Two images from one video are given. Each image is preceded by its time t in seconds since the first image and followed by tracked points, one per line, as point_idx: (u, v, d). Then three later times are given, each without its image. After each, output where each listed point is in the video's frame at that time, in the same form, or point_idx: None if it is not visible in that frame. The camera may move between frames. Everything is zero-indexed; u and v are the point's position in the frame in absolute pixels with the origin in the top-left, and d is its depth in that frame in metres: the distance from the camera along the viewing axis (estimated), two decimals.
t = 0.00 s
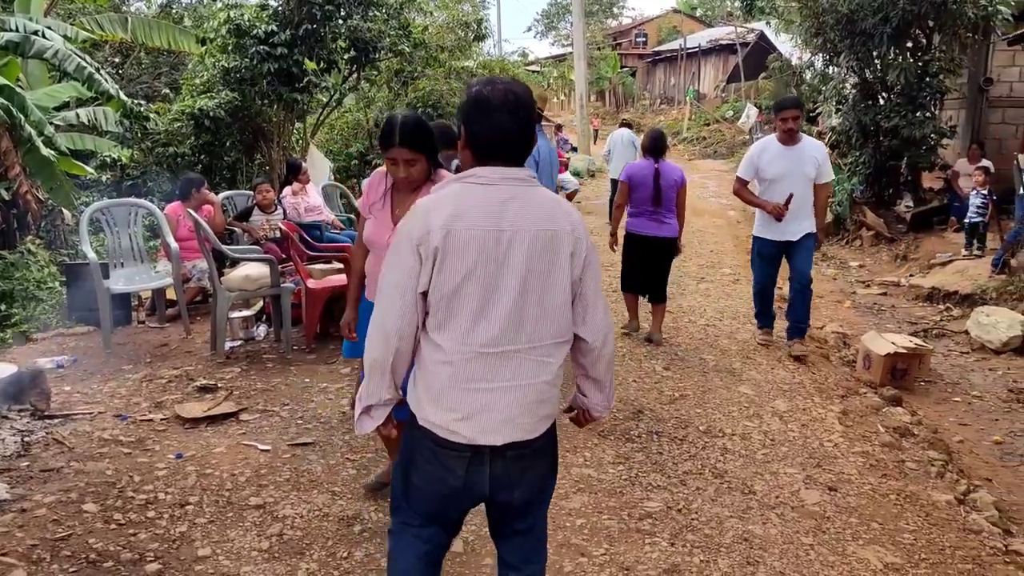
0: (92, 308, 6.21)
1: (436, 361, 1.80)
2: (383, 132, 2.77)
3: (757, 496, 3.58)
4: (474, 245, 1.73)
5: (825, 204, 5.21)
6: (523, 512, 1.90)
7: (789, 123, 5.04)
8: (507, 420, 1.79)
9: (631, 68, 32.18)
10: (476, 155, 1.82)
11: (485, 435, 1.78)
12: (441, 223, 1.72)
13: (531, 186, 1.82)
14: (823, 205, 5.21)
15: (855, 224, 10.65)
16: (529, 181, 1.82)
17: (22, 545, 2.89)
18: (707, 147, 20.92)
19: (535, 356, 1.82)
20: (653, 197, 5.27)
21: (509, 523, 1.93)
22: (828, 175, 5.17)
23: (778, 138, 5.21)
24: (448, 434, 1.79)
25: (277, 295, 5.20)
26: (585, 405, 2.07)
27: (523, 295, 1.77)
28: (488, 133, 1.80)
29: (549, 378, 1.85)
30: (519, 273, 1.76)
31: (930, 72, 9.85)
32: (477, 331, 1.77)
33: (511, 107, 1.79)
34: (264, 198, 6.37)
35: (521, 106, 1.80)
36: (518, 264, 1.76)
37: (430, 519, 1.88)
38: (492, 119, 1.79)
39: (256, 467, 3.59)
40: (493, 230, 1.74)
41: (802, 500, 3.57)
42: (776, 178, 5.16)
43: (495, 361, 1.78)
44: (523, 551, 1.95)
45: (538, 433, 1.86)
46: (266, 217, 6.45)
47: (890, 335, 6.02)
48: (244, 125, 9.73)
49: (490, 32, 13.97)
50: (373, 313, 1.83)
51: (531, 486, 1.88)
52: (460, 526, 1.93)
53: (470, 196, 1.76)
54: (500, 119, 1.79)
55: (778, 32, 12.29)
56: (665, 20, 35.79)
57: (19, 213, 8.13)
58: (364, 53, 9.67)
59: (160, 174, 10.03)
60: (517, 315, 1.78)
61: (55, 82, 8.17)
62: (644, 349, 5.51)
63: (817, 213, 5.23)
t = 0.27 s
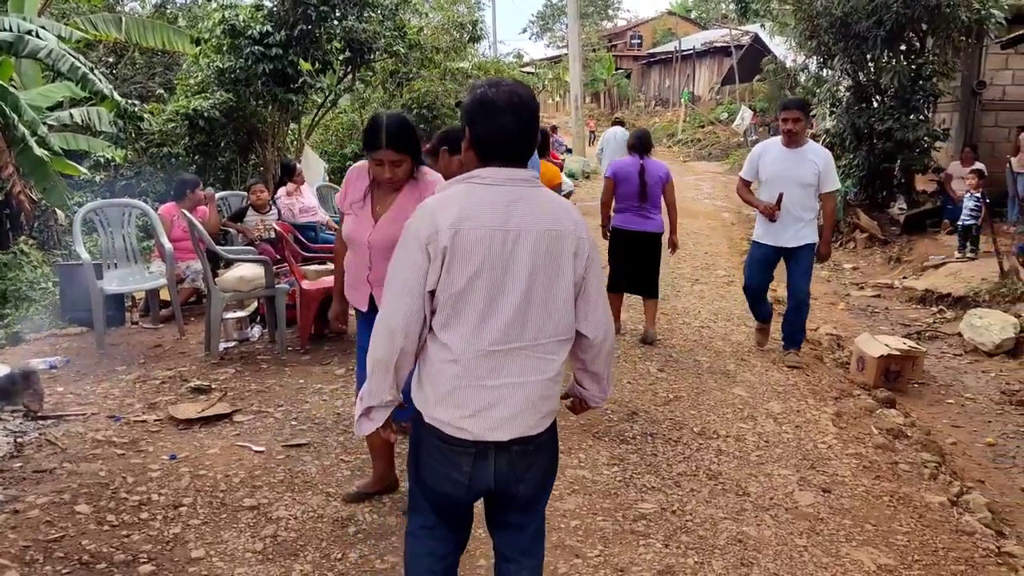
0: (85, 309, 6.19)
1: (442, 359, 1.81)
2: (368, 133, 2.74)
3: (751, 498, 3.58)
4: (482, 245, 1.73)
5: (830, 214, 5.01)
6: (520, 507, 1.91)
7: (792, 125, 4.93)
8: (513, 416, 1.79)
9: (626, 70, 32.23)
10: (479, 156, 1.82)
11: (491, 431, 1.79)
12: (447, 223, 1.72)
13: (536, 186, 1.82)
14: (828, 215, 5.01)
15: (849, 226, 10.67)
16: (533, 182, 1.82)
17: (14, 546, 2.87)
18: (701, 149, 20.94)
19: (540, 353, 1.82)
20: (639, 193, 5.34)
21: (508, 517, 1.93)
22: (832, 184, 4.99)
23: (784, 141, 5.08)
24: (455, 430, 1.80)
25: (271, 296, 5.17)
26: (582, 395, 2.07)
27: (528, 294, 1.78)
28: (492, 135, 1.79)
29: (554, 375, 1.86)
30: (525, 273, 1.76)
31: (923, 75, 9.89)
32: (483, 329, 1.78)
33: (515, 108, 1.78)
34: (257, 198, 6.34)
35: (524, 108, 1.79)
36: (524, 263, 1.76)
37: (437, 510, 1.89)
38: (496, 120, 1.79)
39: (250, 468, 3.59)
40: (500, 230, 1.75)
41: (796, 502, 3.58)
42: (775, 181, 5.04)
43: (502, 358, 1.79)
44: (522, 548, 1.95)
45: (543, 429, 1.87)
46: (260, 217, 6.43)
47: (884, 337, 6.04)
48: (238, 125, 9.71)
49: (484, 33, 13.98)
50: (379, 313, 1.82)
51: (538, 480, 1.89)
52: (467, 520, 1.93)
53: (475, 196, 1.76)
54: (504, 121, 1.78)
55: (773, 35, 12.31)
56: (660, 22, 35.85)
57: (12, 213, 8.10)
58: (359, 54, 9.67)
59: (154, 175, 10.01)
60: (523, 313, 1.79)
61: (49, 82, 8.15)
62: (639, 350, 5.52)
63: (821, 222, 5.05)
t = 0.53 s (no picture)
0: (80, 310, 6.18)
1: (428, 364, 1.80)
2: (349, 140, 2.74)
3: (747, 500, 3.59)
4: (464, 249, 1.73)
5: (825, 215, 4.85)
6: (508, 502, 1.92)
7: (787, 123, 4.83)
8: (499, 414, 1.81)
9: (622, 72, 32.26)
10: (452, 160, 1.82)
11: (479, 429, 1.81)
12: (428, 230, 1.72)
13: (511, 187, 1.83)
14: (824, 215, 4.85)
15: (844, 228, 10.69)
16: (507, 182, 1.83)
17: (8, 548, 2.86)
18: (697, 150, 20.96)
19: (523, 351, 1.84)
20: (622, 196, 5.45)
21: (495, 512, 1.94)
22: (827, 183, 4.83)
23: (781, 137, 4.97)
24: (443, 431, 1.81)
25: (267, 297, 5.19)
26: (554, 392, 2.04)
27: (510, 294, 1.80)
28: (463, 139, 1.79)
29: (536, 370, 1.88)
30: (507, 273, 1.78)
31: (918, 78, 9.93)
32: (468, 331, 1.78)
33: (483, 110, 1.79)
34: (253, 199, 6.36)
35: (492, 110, 1.80)
36: (505, 263, 1.77)
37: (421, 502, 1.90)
38: (467, 123, 1.79)
39: (246, 469, 3.58)
40: (481, 233, 1.75)
41: (792, 504, 3.58)
42: (770, 179, 4.93)
43: (486, 358, 1.80)
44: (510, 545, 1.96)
45: (527, 424, 1.89)
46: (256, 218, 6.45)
47: (879, 339, 6.05)
48: (234, 126, 9.70)
49: (481, 34, 13.98)
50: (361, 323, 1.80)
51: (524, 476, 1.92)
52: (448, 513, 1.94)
53: (454, 200, 1.76)
54: (473, 123, 1.78)
55: (769, 38, 12.33)
56: (656, 25, 35.90)
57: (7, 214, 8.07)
58: (355, 56, 9.66)
59: (149, 175, 9.99)
60: (505, 312, 1.80)
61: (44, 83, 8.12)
62: (634, 352, 5.52)
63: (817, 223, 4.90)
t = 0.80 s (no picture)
0: (77, 310, 6.18)
1: (381, 365, 1.81)
2: (344, 136, 2.76)
3: (744, 501, 3.59)
4: (410, 250, 1.74)
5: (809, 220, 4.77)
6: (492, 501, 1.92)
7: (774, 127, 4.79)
8: (454, 413, 1.80)
9: (620, 74, 32.32)
10: (401, 162, 1.83)
11: (433, 429, 1.79)
12: (374, 234, 1.74)
13: (462, 187, 1.83)
14: (808, 220, 4.76)
15: (841, 229, 10.72)
16: (457, 182, 1.83)
17: (6, 548, 2.86)
18: (695, 152, 21.00)
19: (477, 350, 1.83)
20: (617, 189, 5.50)
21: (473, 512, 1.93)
22: (812, 189, 4.76)
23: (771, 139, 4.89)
24: (397, 430, 1.81)
25: (265, 298, 5.18)
26: (522, 385, 2.10)
27: (460, 294, 1.80)
28: (411, 141, 1.80)
29: (494, 369, 1.86)
30: (456, 274, 1.78)
31: (915, 80, 9.96)
32: (419, 332, 1.79)
33: (429, 112, 1.79)
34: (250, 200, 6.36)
35: (441, 110, 1.80)
36: (454, 264, 1.78)
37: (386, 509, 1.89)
38: (414, 124, 1.79)
39: (244, 470, 3.58)
40: (427, 234, 1.76)
41: (789, 504, 3.59)
42: (755, 182, 4.88)
43: (439, 358, 1.80)
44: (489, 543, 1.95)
45: (488, 422, 1.87)
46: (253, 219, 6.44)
47: (876, 340, 6.06)
48: (232, 127, 9.70)
49: (479, 36, 14.00)
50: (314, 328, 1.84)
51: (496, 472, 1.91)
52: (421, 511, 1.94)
53: (401, 203, 1.77)
54: (419, 124, 1.79)
55: (766, 39, 12.35)
56: (653, 26, 35.97)
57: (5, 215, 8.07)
58: (353, 57, 9.67)
59: (147, 177, 9.99)
60: (456, 313, 1.80)
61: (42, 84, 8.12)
62: (631, 353, 5.53)
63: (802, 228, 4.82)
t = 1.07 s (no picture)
0: (79, 312, 6.18)
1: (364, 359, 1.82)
2: (347, 142, 2.84)
3: (745, 501, 3.59)
4: (392, 245, 1.75)
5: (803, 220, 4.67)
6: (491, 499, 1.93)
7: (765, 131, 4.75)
8: (438, 411, 1.80)
9: (620, 75, 32.33)
10: (391, 157, 1.83)
11: (416, 427, 1.79)
12: (358, 226, 1.75)
13: (449, 184, 1.84)
14: (801, 220, 4.66)
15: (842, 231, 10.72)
16: (444, 179, 1.84)
17: (8, 549, 2.87)
18: (696, 153, 21.00)
19: (461, 348, 1.83)
20: (617, 196, 5.51)
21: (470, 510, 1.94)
22: (801, 191, 4.65)
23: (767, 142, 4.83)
24: (382, 426, 1.81)
25: (266, 299, 5.18)
26: (503, 395, 2.09)
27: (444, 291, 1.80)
28: (401, 135, 1.80)
29: (478, 368, 1.86)
30: (440, 270, 1.78)
31: (916, 81, 9.98)
32: (403, 328, 1.79)
33: (422, 108, 1.80)
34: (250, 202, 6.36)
35: (434, 107, 1.81)
36: (437, 261, 1.78)
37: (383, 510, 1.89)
38: (405, 120, 1.80)
39: (245, 471, 3.59)
40: (410, 230, 1.76)
41: (790, 505, 3.59)
42: (748, 186, 4.83)
43: (422, 355, 1.80)
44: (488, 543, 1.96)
45: (472, 422, 1.87)
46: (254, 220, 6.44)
47: (877, 341, 6.06)
48: (233, 129, 9.71)
49: (479, 37, 14.01)
50: (296, 314, 1.87)
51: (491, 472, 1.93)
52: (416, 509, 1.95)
53: (387, 197, 1.78)
54: (410, 119, 1.79)
55: (766, 41, 12.35)
56: (654, 27, 35.99)
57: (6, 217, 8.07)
58: (354, 59, 9.67)
59: (148, 179, 10.00)
60: (440, 309, 1.80)
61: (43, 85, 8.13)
62: (632, 354, 5.54)
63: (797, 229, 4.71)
